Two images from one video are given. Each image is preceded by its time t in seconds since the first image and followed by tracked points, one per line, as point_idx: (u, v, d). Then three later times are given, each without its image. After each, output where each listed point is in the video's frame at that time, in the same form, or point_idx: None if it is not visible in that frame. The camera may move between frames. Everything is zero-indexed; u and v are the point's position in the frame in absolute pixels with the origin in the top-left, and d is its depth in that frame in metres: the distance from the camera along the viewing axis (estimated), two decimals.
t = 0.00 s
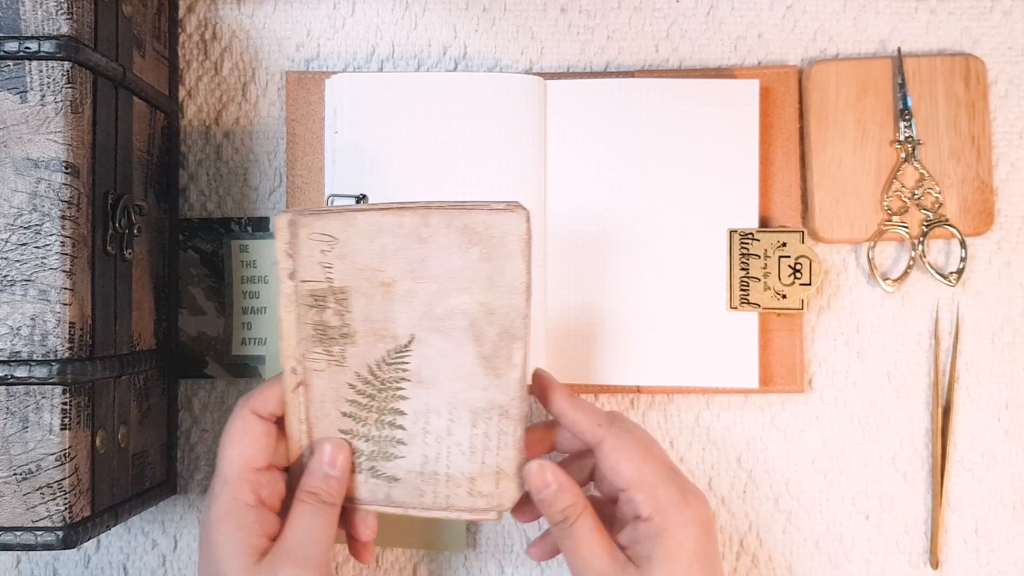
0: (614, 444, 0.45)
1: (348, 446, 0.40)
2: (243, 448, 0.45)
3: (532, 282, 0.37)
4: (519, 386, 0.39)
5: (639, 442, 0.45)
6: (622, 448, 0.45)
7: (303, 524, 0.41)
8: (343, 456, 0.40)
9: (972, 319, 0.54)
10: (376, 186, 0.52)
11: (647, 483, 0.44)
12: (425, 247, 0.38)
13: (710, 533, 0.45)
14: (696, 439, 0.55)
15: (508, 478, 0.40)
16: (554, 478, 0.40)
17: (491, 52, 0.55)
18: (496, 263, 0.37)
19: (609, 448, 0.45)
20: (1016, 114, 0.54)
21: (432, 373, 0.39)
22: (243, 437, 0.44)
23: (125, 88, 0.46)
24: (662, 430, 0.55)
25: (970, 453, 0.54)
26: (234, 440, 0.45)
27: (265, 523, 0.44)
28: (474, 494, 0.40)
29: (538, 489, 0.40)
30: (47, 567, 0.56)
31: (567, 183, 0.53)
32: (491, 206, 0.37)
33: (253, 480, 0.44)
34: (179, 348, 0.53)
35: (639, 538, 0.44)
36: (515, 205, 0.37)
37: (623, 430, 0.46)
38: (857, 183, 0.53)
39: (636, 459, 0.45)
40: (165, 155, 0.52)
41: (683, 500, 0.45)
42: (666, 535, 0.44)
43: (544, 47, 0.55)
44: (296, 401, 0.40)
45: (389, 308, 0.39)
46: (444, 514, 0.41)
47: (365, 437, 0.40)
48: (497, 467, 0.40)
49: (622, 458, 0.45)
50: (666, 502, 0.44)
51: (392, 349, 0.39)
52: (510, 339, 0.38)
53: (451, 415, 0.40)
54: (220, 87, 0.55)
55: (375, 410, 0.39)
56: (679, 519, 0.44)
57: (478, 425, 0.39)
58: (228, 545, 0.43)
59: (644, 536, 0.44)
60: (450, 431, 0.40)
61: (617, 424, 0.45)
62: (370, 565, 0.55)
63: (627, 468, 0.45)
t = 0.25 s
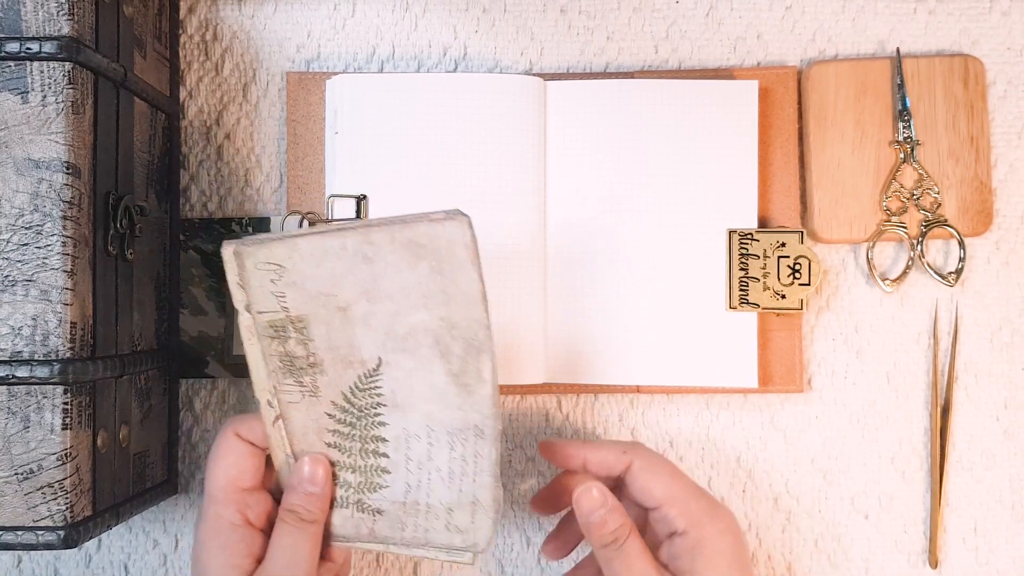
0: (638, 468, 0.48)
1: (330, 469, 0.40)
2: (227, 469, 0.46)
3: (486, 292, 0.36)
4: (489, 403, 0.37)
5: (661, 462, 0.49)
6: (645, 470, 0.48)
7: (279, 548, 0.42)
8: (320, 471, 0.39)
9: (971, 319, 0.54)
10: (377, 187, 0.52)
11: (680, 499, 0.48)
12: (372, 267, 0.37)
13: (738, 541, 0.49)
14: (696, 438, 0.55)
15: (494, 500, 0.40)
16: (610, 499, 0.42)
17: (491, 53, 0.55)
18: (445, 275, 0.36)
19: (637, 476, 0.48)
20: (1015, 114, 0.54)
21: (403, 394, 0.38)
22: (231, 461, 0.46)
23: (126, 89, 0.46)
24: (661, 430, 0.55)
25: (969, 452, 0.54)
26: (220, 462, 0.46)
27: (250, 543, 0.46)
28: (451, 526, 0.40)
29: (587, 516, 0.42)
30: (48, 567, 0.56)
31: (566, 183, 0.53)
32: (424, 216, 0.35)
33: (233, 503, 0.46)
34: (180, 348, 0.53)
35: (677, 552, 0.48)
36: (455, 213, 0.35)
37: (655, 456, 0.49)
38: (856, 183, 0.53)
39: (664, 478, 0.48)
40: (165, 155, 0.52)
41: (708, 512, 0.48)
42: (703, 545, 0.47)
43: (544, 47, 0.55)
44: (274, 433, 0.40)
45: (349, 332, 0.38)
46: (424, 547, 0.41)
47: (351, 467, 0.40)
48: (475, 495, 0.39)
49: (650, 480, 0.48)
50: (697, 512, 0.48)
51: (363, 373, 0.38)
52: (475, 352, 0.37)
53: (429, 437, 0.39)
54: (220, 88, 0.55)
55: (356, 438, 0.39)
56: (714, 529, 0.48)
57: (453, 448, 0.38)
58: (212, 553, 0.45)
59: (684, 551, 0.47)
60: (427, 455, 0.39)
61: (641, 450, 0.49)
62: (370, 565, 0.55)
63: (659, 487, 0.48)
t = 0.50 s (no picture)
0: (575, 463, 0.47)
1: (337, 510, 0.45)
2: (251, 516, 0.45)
3: (542, 292, 0.42)
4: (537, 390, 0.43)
5: (603, 454, 0.48)
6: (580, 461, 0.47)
7: None
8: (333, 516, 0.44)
9: (971, 319, 0.54)
10: (377, 186, 0.52)
11: (611, 493, 0.46)
12: (442, 261, 0.42)
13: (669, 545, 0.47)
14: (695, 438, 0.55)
15: (537, 476, 0.43)
16: (522, 500, 0.42)
17: (491, 53, 0.55)
18: (509, 275, 0.42)
19: (573, 466, 0.47)
20: (1015, 114, 0.54)
21: (456, 378, 0.43)
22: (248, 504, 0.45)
23: (126, 89, 0.46)
24: (661, 430, 0.55)
25: (969, 452, 0.54)
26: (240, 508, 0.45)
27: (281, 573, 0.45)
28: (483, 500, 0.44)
29: (498, 512, 0.42)
30: (47, 567, 0.56)
31: (565, 182, 0.53)
32: (497, 222, 0.42)
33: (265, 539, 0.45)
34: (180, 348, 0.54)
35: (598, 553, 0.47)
36: (522, 220, 0.42)
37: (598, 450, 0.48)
38: (856, 183, 0.53)
39: (599, 476, 0.47)
40: (166, 155, 0.52)
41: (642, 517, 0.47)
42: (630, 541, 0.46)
43: (544, 47, 0.55)
44: (328, 408, 0.43)
45: (412, 317, 0.42)
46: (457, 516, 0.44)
47: (394, 448, 0.43)
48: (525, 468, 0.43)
49: (585, 471, 0.47)
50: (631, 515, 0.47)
51: (420, 359, 0.42)
52: (525, 344, 0.42)
53: (476, 419, 0.43)
54: (220, 88, 0.55)
55: (403, 419, 0.42)
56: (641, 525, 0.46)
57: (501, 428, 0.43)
58: None
59: (605, 549, 0.46)
60: (474, 434, 0.43)
61: (580, 438, 0.48)
62: (371, 565, 0.55)
63: (592, 479, 0.47)
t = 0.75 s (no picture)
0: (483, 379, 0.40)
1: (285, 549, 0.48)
2: None
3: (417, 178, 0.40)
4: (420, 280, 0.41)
5: (506, 366, 0.40)
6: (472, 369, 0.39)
7: None
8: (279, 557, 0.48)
9: (971, 318, 0.54)
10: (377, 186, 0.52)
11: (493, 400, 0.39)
12: (322, 147, 0.41)
13: (560, 470, 0.41)
14: (695, 439, 0.55)
15: (427, 375, 0.42)
16: (405, 401, 0.41)
17: (491, 53, 0.55)
18: (384, 157, 0.40)
19: (466, 363, 0.40)
20: (1015, 114, 0.54)
21: (344, 273, 0.42)
22: None
23: (126, 89, 0.46)
24: (661, 430, 0.55)
25: (969, 452, 0.54)
26: None
27: None
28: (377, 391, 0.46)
29: (384, 408, 0.42)
30: (47, 567, 0.56)
31: (565, 182, 0.53)
32: (370, 102, 0.40)
33: None
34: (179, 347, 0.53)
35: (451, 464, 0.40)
36: (394, 98, 0.40)
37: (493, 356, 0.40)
38: (856, 183, 0.53)
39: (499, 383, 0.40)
40: (165, 155, 0.51)
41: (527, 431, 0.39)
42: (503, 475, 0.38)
43: (544, 47, 0.55)
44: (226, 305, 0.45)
45: (299, 208, 0.42)
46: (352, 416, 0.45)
47: (291, 346, 0.43)
48: (415, 362, 0.42)
49: (478, 370, 0.39)
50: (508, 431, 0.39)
51: (307, 254, 0.42)
52: (407, 233, 0.41)
53: (368, 315, 0.42)
54: (220, 88, 0.55)
55: (295, 316, 0.43)
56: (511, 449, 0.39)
57: (390, 321, 0.42)
58: None
59: (480, 457, 0.40)
60: (366, 330, 0.42)
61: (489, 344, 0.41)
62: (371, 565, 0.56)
63: (480, 398, 0.40)
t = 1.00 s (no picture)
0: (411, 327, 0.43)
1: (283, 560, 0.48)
2: None
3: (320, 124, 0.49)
4: (323, 230, 0.50)
5: (407, 319, 0.43)
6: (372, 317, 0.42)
7: None
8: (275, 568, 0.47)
9: (971, 318, 0.54)
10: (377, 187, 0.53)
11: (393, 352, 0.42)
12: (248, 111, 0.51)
13: (450, 416, 0.43)
14: (694, 439, 0.55)
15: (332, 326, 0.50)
16: (304, 358, 0.48)
17: (491, 53, 0.56)
18: (294, 114, 0.49)
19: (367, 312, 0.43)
20: (1015, 114, 0.54)
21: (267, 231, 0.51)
22: None
23: (126, 89, 0.46)
24: (661, 430, 0.55)
25: (969, 452, 0.54)
26: None
27: None
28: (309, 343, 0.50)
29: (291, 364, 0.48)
30: (47, 567, 0.56)
31: (564, 182, 0.53)
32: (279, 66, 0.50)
33: None
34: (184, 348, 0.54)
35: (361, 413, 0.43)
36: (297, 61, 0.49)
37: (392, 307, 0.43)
38: (856, 183, 0.53)
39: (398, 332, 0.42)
40: (165, 156, 0.52)
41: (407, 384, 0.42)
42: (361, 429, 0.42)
43: (544, 47, 0.55)
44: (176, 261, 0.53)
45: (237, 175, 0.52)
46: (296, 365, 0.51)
47: (230, 306, 0.53)
48: (323, 315, 0.50)
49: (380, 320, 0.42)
50: (416, 383, 0.42)
51: (239, 213, 0.52)
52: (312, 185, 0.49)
53: (285, 271, 0.51)
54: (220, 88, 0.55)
55: (232, 274, 0.52)
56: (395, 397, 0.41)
57: (302, 274, 0.50)
58: None
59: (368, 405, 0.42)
60: (283, 285, 0.51)
61: (399, 296, 0.43)
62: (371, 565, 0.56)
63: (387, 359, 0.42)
